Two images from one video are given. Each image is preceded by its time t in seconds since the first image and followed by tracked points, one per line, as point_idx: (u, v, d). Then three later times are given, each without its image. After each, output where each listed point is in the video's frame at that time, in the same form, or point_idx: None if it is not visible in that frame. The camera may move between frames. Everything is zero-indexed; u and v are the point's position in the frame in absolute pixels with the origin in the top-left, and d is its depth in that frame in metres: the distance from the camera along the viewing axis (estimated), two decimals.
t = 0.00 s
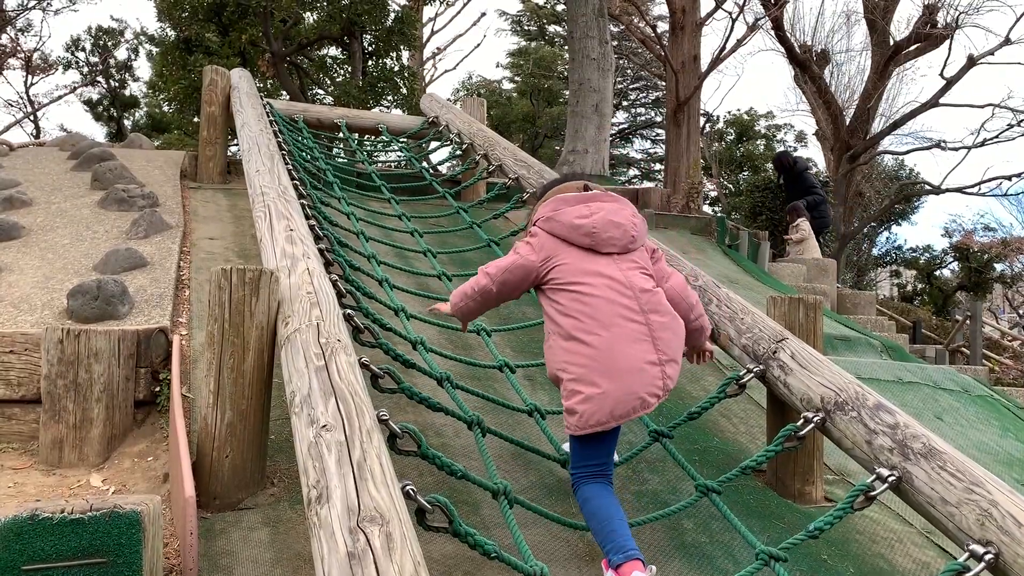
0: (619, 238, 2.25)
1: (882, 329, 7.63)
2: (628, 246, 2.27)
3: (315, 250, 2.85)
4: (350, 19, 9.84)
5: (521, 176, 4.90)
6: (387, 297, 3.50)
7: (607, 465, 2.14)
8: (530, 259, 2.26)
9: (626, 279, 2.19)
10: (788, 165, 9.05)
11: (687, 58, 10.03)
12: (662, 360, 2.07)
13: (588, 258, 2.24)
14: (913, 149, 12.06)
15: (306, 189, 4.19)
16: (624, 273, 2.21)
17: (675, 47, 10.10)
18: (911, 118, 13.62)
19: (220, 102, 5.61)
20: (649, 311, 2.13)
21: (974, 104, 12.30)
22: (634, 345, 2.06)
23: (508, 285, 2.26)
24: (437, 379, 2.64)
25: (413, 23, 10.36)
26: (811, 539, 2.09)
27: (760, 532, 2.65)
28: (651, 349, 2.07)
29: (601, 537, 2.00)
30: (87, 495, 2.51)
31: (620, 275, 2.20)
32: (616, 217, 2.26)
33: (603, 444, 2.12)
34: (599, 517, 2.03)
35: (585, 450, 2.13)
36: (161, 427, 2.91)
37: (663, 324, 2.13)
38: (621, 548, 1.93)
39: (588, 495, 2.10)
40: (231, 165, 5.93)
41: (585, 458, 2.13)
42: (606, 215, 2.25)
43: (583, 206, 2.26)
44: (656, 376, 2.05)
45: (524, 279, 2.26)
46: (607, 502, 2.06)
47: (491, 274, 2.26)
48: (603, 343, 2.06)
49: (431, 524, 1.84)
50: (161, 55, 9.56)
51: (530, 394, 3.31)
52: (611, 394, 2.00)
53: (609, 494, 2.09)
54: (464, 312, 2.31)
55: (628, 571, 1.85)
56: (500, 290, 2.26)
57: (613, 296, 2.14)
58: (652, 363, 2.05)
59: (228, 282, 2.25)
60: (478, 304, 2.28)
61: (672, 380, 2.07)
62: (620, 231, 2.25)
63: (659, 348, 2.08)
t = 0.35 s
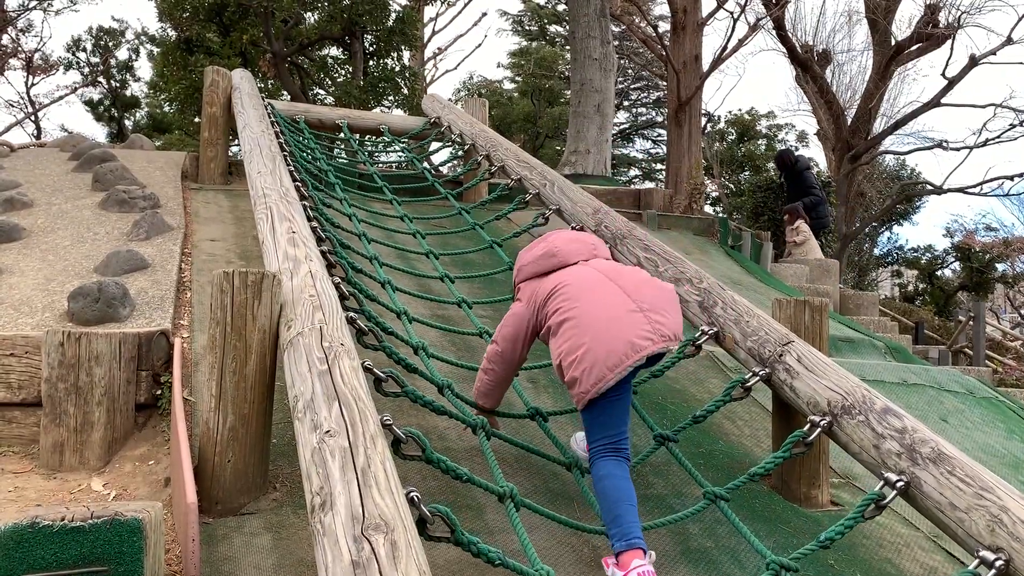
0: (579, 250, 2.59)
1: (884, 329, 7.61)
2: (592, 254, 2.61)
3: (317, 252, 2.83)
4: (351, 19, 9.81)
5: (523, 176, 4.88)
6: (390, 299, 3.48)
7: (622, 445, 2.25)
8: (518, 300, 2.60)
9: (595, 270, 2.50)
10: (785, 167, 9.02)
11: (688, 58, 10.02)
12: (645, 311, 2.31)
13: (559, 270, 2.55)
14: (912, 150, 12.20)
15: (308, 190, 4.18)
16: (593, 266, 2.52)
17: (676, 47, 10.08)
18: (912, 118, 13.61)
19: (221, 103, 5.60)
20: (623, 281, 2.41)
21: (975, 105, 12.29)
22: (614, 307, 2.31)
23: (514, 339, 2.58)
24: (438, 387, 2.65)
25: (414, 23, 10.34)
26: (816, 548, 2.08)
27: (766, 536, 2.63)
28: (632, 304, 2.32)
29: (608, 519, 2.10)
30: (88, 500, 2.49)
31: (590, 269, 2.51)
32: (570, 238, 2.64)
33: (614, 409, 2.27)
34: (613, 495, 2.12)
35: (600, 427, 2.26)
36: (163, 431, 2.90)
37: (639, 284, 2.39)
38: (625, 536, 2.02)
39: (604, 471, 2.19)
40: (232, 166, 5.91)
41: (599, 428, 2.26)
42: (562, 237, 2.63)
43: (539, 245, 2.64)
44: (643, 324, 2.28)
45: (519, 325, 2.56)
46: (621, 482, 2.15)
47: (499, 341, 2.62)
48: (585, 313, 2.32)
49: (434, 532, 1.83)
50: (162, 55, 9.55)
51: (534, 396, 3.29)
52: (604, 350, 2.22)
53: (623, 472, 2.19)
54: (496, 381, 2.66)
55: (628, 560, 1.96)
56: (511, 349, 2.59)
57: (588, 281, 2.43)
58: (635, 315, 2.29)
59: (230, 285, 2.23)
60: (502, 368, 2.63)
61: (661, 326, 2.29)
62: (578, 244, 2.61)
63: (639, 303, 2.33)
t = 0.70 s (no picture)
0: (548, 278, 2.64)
1: (887, 329, 7.59)
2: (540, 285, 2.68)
3: (322, 250, 2.81)
4: (352, 19, 9.80)
5: (527, 175, 4.86)
6: (394, 298, 3.46)
7: (584, 440, 2.41)
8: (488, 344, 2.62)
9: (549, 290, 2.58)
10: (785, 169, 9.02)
11: (689, 58, 10.01)
12: (606, 309, 2.41)
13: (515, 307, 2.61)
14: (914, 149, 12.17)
15: (312, 189, 4.16)
16: (547, 290, 2.59)
17: (678, 46, 10.06)
18: (913, 118, 13.61)
19: (223, 101, 5.58)
20: (577, 290, 2.50)
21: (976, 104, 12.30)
22: (577, 314, 2.40)
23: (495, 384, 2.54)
24: (440, 389, 2.63)
25: (415, 22, 10.32)
26: (827, 547, 2.06)
27: (776, 536, 2.62)
28: (592, 306, 2.42)
29: (589, 500, 2.24)
30: (92, 499, 2.48)
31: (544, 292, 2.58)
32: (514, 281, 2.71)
33: (590, 406, 2.37)
34: (584, 482, 2.28)
35: (566, 428, 2.39)
36: (167, 430, 2.88)
37: (594, 288, 2.49)
38: (610, 504, 2.17)
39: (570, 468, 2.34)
40: (234, 165, 5.90)
41: (568, 430, 2.39)
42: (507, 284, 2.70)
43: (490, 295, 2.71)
44: (608, 320, 2.37)
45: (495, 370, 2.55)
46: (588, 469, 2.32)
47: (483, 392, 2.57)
48: (552, 326, 2.39)
49: (441, 531, 1.82)
50: (163, 55, 9.53)
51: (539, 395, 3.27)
52: (577, 354, 2.31)
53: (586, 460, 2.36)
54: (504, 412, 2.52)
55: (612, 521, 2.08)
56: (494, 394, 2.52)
57: (547, 300, 2.51)
58: (599, 314, 2.38)
59: (235, 283, 2.22)
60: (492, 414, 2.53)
61: (625, 318, 2.39)
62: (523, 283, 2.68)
63: (599, 304, 2.43)
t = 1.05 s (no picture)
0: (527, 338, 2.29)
1: (890, 329, 7.58)
2: (512, 341, 2.32)
3: (327, 251, 2.81)
4: (353, 19, 9.80)
5: (530, 175, 4.85)
6: (397, 299, 3.46)
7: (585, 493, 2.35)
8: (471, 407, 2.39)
9: (526, 357, 2.26)
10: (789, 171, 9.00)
11: (691, 58, 10.02)
12: (604, 396, 2.17)
13: (492, 374, 2.31)
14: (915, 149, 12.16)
15: (315, 189, 4.15)
16: (526, 357, 2.26)
17: (679, 46, 10.06)
18: (914, 118, 13.62)
19: (225, 102, 5.58)
20: (564, 367, 2.20)
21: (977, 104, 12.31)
22: (574, 409, 2.16)
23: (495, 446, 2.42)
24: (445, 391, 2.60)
25: (416, 23, 10.30)
26: (836, 547, 2.05)
27: (782, 538, 2.61)
28: (589, 396, 2.16)
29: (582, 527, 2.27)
30: (98, 501, 2.47)
31: (525, 363, 2.25)
32: (481, 336, 2.33)
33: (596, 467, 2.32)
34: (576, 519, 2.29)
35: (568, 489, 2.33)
36: (172, 431, 2.88)
37: (583, 365, 2.19)
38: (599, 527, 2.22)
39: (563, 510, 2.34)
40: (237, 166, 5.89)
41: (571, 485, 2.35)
42: (473, 340, 2.32)
43: (457, 352, 2.36)
44: (611, 413, 2.16)
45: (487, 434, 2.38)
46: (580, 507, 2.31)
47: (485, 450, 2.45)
48: (551, 426, 2.17)
49: (448, 533, 1.81)
50: (164, 55, 9.53)
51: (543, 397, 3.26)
52: (588, 455, 2.17)
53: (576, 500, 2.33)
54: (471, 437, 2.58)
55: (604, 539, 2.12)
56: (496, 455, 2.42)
57: (534, 381, 2.21)
58: (600, 409, 2.16)
59: (240, 285, 2.21)
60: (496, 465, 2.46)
61: (628, 402, 2.18)
62: (494, 339, 2.31)
63: (594, 388, 2.17)
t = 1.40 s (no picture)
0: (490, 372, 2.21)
1: (892, 329, 7.58)
2: (483, 371, 2.24)
3: (334, 253, 2.81)
4: (355, 19, 9.80)
5: (534, 176, 4.85)
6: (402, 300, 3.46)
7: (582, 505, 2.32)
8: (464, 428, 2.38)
9: (491, 394, 2.19)
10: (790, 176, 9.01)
11: (693, 58, 10.03)
12: (552, 446, 2.02)
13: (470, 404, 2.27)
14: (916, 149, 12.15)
15: (320, 190, 4.16)
16: (490, 394, 2.19)
17: (681, 47, 10.05)
18: (916, 118, 13.63)
19: (229, 103, 5.58)
20: (517, 413, 2.09)
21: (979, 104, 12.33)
22: (526, 457, 2.07)
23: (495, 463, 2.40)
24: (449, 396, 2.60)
25: (418, 23, 10.30)
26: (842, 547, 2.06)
27: (789, 538, 2.61)
28: (536, 446, 2.04)
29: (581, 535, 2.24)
30: (106, 502, 2.48)
31: (489, 401, 2.19)
32: (454, 365, 2.28)
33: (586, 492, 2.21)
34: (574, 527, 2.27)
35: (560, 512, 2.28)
36: (179, 431, 2.89)
37: (530, 411, 2.06)
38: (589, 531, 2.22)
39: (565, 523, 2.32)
40: (240, 167, 5.90)
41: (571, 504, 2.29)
42: (447, 370, 2.28)
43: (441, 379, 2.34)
44: (559, 465, 2.02)
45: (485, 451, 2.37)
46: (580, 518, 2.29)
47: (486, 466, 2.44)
48: (508, 472, 2.11)
49: (454, 539, 1.82)
50: (166, 56, 9.53)
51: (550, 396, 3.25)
52: (547, 503, 2.09)
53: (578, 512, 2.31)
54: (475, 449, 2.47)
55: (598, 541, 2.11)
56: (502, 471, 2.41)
57: (495, 423, 2.15)
58: (547, 461, 2.03)
59: (249, 286, 2.22)
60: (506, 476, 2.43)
61: (578, 453, 2.00)
62: (465, 369, 2.25)
63: (541, 438, 2.04)
